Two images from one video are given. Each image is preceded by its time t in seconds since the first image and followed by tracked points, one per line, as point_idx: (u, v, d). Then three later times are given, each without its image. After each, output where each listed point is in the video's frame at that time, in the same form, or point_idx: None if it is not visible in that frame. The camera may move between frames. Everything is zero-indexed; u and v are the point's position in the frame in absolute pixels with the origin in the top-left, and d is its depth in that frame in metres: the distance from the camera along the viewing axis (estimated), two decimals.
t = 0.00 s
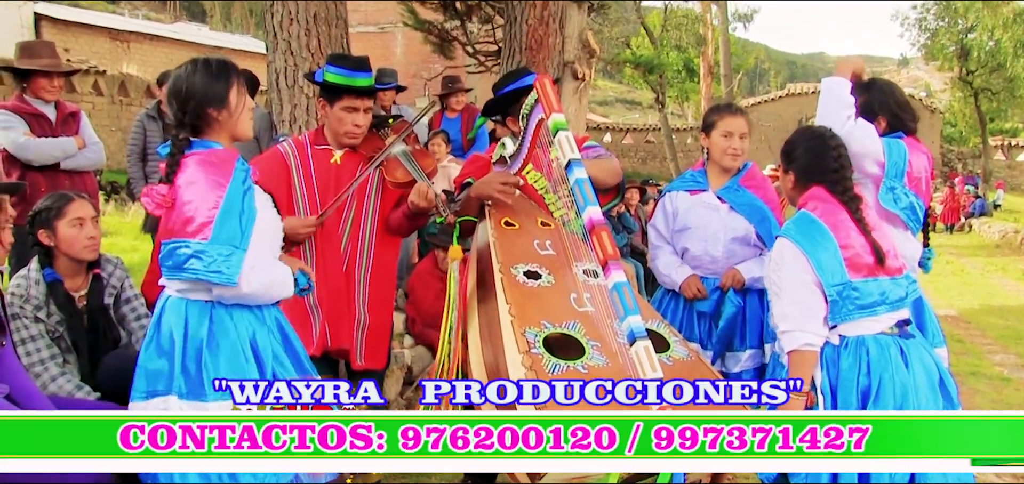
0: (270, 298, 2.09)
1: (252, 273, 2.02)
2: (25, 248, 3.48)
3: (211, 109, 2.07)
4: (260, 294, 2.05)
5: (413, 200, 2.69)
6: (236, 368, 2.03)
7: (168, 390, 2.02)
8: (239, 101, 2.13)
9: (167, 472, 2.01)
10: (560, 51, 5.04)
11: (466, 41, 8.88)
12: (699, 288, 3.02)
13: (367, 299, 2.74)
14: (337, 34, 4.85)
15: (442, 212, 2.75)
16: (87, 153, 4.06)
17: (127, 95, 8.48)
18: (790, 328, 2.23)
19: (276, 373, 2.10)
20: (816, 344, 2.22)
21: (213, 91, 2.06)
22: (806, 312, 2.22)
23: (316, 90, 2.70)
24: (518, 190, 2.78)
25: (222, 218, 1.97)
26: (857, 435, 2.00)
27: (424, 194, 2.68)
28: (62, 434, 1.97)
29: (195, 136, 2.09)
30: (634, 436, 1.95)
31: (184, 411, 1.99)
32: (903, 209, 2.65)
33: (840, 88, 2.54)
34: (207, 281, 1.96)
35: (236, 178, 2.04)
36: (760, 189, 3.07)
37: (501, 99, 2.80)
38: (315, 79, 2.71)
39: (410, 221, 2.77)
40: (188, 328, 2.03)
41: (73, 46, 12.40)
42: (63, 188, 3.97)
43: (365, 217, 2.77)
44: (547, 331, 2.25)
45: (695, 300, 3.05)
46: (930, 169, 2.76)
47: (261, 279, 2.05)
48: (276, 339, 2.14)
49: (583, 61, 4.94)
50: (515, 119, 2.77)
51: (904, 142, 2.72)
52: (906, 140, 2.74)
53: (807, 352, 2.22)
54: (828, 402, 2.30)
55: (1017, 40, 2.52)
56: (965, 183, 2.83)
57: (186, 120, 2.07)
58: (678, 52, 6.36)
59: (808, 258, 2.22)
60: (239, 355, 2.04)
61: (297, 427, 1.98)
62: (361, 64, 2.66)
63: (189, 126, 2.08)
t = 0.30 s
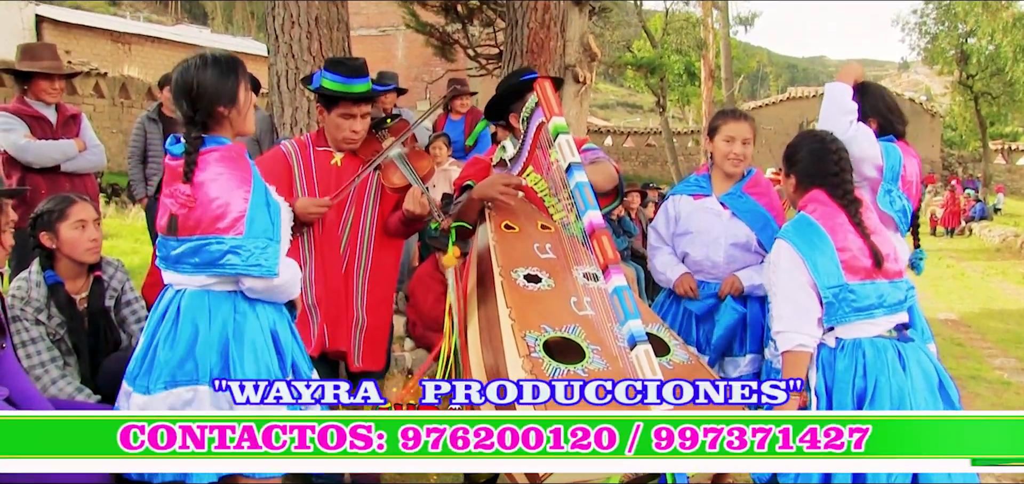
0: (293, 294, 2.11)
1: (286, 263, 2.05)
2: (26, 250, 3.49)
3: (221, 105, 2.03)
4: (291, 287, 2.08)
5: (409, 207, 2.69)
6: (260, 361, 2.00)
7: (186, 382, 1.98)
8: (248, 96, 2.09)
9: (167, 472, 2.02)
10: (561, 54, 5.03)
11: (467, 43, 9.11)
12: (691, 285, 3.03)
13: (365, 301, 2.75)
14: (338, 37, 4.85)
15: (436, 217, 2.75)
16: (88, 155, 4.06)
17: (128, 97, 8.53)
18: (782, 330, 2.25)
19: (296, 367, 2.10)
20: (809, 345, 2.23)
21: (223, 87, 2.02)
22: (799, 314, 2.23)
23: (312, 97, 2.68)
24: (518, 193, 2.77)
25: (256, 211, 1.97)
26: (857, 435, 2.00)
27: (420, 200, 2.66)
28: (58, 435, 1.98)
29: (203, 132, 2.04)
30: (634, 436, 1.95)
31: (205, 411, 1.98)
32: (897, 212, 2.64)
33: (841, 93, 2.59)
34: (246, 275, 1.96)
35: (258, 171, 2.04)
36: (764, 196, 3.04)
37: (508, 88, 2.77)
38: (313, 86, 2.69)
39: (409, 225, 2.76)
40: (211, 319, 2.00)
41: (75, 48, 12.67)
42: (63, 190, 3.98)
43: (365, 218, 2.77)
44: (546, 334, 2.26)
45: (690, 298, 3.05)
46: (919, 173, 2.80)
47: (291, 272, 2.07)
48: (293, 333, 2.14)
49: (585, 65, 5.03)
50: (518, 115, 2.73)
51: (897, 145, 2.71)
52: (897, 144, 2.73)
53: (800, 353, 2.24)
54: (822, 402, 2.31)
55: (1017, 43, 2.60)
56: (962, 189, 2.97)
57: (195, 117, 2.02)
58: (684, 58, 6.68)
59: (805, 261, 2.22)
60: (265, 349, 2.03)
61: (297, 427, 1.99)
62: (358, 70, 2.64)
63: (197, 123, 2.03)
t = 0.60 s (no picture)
0: (284, 305, 2.15)
1: (274, 277, 2.08)
2: (25, 254, 3.49)
3: (221, 111, 2.07)
4: (280, 299, 2.11)
5: (402, 215, 2.71)
6: (260, 365, 2.08)
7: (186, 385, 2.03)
8: (247, 104, 2.13)
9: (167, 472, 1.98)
10: (561, 58, 4.99)
11: (467, 48, 9.31)
12: (686, 288, 3.03)
13: (360, 303, 2.73)
14: (338, 41, 4.87)
15: (426, 225, 2.73)
16: (88, 159, 4.06)
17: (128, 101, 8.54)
18: (779, 335, 2.24)
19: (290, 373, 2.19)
20: (806, 350, 2.22)
21: (223, 95, 2.06)
22: (796, 318, 2.22)
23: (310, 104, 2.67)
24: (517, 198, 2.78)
25: (245, 224, 2.01)
26: (857, 435, 1.99)
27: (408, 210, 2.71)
28: (60, 436, 1.93)
29: (200, 138, 2.07)
30: (634, 436, 1.91)
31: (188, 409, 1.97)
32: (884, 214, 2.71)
33: (832, 100, 2.62)
34: (235, 287, 2.00)
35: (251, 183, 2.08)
36: (762, 198, 3.00)
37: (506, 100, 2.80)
38: (309, 91, 2.69)
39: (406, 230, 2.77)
40: (212, 326, 2.06)
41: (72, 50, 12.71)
42: (63, 194, 3.98)
43: (363, 223, 2.78)
44: (545, 337, 2.25)
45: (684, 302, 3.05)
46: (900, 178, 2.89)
47: (282, 283, 2.11)
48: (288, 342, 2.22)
49: (583, 68, 5.18)
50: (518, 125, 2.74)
51: (880, 149, 2.79)
52: (879, 148, 2.81)
53: (798, 359, 2.23)
54: (817, 405, 2.32)
55: None
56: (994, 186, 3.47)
57: (193, 123, 2.06)
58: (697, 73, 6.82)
59: (802, 267, 2.21)
60: (260, 356, 2.10)
61: (297, 427, 1.95)
62: (355, 78, 2.63)
63: (195, 130, 2.07)
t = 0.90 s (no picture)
0: (258, 319, 2.06)
1: (247, 290, 1.99)
2: (24, 257, 3.49)
3: (205, 118, 2.02)
4: (253, 313, 2.03)
5: (407, 218, 2.68)
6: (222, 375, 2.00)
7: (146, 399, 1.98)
8: (233, 109, 2.07)
9: (167, 471, 1.96)
10: (558, 61, 4.99)
11: (465, 51, 9.35)
12: (678, 299, 3.03)
13: (365, 307, 2.72)
14: (336, 44, 4.86)
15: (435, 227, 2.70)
16: (86, 163, 4.05)
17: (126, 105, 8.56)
18: (781, 339, 2.23)
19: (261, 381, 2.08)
20: (807, 354, 2.21)
21: (207, 100, 2.00)
22: (797, 322, 2.21)
23: (308, 109, 2.67)
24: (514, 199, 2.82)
25: (217, 234, 1.93)
26: (857, 435, 1.98)
27: (418, 213, 2.67)
28: (60, 436, 1.92)
29: (184, 144, 2.03)
30: (634, 436, 1.90)
31: (156, 411, 1.95)
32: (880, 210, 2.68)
33: (824, 95, 2.61)
34: (203, 297, 1.93)
35: (230, 192, 2.00)
36: (758, 205, 3.00)
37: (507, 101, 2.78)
38: (306, 96, 2.68)
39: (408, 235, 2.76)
40: (170, 335, 1.99)
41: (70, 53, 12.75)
42: (61, 197, 3.98)
43: (364, 226, 2.76)
44: (544, 340, 2.24)
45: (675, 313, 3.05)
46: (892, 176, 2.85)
47: (256, 295, 2.02)
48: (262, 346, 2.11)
49: (582, 71, 5.19)
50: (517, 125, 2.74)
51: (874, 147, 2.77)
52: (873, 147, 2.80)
53: (799, 362, 2.22)
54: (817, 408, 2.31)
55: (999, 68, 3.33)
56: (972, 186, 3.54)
57: (178, 129, 2.02)
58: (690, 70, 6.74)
59: (803, 271, 2.20)
60: (222, 366, 2.01)
61: (297, 427, 1.95)
62: (352, 83, 2.61)
63: (180, 136, 2.03)
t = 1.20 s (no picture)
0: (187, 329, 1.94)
1: (166, 296, 1.89)
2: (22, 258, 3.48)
3: (185, 114, 1.97)
4: (171, 320, 1.91)
5: (401, 217, 2.70)
6: (166, 380, 1.95)
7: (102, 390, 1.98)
8: (217, 107, 2.02)
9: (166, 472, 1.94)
10: (557, 61, 4.98)
11: (463, 51, 9.37)
12: (671, 288, 3.02)
13: (360, 307, 2.70)
14: (334, 45, 4.84)
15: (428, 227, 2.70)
16: (84, 163, 4.05)
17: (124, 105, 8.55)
18: (789, 340, 2.21)
19: (207, 398, 1.99)
20: (816, 355, 2.20)
21: (187, 95, 1.96)
22: (803, 322, 2.20)
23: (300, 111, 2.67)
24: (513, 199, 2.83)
25: (145, 234, 1.85)
26: (857, 435, 1.98)
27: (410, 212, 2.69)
28: (58, 436, 1.90)
29: (164, 141, 1.99)
30: (634, 436, 1.89)
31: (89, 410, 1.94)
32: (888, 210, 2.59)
33: (826, 91, 2.58)
34: (120, 293, 1.87)
35: (179, 191, 1.90)
36: (754, 200, 2.99)
37: (499, 99, 2.77)
38: (298, 98, 2.68)
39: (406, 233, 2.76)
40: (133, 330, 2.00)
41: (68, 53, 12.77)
42: (59, 198, 3.96)
43: (359, 226, 2.75)
44: (542, 340, 2.23)
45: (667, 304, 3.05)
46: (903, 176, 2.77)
47: (175, 304, 1.91)
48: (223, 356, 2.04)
49: (579, 71, 5.21)
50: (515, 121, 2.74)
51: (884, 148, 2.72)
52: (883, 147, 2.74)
53: (807, 364, 2.20)
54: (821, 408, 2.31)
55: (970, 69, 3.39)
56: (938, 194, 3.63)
57: (157, 122, 1.98)
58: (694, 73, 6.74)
59: (808, 270, 2.19)
60: (168, 371, 1.96)
61: (297, 427, 1.94)
62: (341, 82, 2.61)
63: (158, 129, 1.99)
